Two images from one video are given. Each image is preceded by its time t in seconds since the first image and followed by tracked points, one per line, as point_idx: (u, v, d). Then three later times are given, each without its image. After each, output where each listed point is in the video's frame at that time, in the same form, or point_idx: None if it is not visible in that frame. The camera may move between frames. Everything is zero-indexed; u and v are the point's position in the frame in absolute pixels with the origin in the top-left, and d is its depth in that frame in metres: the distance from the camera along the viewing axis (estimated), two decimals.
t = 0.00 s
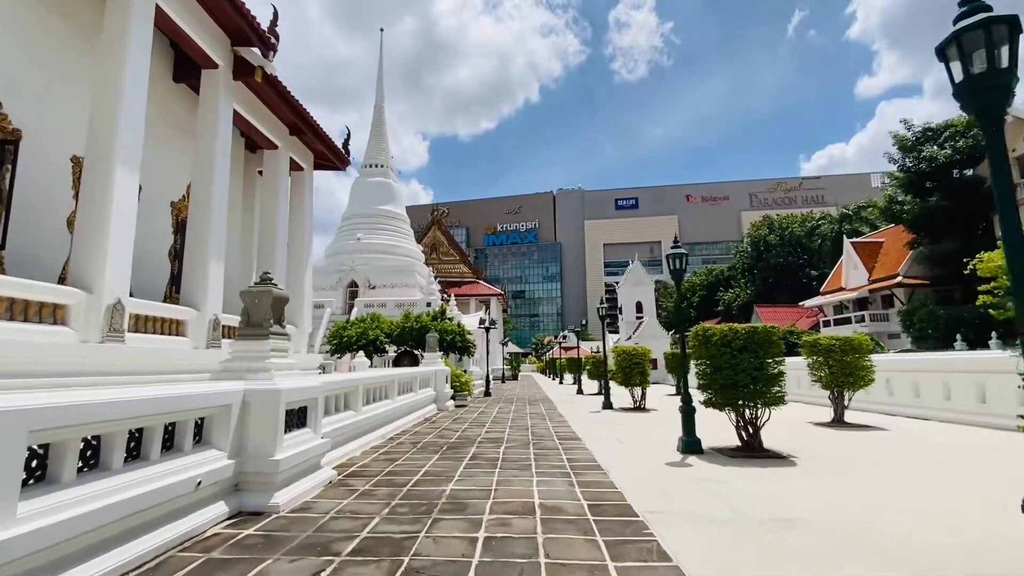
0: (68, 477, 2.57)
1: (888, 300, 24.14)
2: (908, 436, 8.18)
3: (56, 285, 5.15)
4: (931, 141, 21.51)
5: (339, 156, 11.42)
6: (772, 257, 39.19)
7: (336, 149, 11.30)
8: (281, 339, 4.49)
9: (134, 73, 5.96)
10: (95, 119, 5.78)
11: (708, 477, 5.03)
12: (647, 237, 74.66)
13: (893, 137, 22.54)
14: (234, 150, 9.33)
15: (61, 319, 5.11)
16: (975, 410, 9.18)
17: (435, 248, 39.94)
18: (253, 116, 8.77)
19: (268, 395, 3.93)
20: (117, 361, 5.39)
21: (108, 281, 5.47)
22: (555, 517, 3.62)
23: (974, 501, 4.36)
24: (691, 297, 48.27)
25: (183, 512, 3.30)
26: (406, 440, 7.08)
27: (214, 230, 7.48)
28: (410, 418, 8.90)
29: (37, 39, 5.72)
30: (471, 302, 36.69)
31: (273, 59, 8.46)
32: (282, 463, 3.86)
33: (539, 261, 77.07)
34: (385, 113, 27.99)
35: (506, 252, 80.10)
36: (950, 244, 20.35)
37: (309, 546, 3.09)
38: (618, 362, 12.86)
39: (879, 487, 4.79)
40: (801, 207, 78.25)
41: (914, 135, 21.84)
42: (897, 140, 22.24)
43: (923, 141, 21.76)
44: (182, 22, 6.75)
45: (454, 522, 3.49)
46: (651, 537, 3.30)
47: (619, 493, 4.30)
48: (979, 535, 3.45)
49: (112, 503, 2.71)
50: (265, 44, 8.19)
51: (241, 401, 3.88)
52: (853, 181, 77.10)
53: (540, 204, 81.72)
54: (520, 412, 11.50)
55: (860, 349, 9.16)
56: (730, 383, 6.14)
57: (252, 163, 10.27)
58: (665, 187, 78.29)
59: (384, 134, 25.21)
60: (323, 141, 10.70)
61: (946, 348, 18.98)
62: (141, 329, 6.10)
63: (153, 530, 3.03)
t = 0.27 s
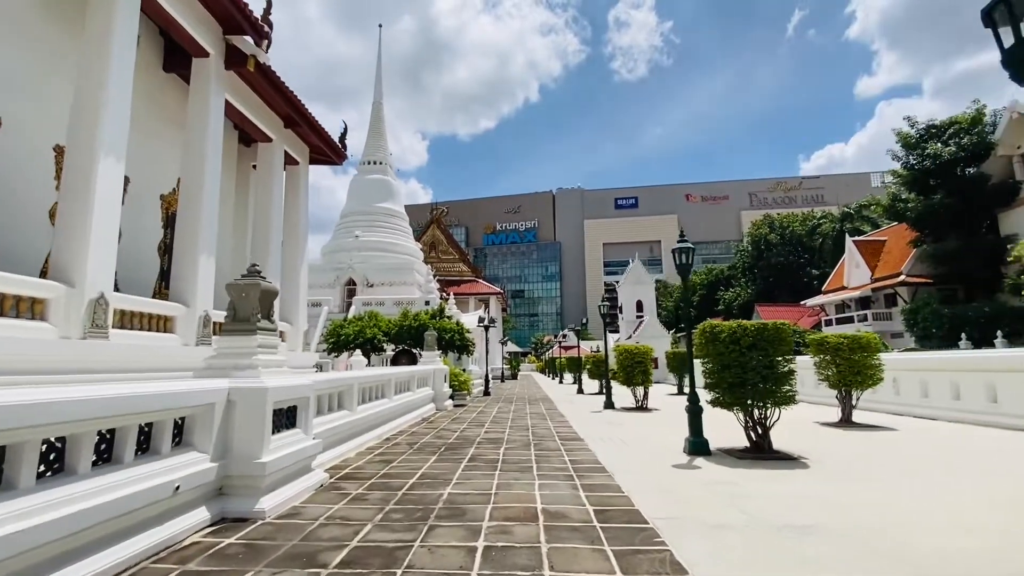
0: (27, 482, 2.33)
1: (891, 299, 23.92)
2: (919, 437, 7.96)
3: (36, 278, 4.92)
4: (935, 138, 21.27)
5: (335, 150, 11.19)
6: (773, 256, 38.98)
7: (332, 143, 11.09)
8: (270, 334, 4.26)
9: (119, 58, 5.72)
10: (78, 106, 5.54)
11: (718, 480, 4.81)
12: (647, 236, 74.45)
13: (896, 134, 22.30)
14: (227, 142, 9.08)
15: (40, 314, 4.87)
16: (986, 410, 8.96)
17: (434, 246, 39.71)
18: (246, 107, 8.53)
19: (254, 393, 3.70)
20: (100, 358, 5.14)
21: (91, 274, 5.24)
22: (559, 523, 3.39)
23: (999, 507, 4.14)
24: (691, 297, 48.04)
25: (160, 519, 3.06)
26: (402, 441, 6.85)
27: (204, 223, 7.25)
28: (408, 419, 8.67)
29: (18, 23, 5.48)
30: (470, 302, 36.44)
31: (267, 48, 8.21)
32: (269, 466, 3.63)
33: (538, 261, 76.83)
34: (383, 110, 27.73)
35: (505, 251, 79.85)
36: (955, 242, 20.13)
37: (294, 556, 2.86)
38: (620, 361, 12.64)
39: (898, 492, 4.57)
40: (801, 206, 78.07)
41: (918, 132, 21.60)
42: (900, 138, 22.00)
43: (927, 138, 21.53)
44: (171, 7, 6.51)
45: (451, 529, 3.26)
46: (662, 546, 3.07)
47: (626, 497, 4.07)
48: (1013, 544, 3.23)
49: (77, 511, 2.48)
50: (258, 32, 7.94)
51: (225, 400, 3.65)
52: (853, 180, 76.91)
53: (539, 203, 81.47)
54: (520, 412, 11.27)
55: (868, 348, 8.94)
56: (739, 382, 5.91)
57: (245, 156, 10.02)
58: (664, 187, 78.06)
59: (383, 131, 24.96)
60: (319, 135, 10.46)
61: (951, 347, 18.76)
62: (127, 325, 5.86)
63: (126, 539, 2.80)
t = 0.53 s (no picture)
0: None
1: (893, 299, 23.72)
2: (930, 440, 7.73)
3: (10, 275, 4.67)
4: (938, 137, 21.06)
5: (330, 146, 10.95)
6: (773, 256, 38.78)
7: (327, 138, 10.85)
8: (254, 334, 4.02)
9: (101, 45, 5.47)
10: (57, 95, 5.29)
11: (728, 489, 4.57)
12: (646, 236, 74.27)
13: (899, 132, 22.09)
14: (218, 136, 8.83)
15: (15, 313, 4.62)
16: (996, 413, 8.73)
17: (433, 245, 39.48)
18: (238, 100, 8.28)
19: (236, 397, 3.45)
20: (79, 359, 4.89)
21: (69, 271, 4.99)
22: (563, 539, 3.15)
23: None
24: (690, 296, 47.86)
25: (129, 535, 2.82)
26: (398, 445, 6.61)
27: (193, 219, 7.00)
28: (404, 421, 8.42)
29: None
30: (469, 301, 36.20)
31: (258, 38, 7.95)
32: (251, 476, 3.39)
33: (537, 260, 76.63)
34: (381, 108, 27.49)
35: (504, 251, 79.63)
36: (958, 241, 19.93)
37: None
38: (621, 362, 12.39)
39: (917, 501, 4.33)
40: (800, 206, 77.94)
41: (921, 130, 21.39)
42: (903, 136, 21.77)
43: (930, 137, 21.32)
44: None
45: (447, 545, 3.02)
46: (675, 564, 2.84)
47: (633, 509, 3.83)
48: None
49: (32, 530, 2.24)
50: (249, 22, 7.69)
51: (204, 406, 3.40)
52: (852, 181, 76.85)
53: (538, 202, 81.20)
54: (520, 413, 11.03)
55: (877, 348, 8.71)
56: (748, 385, 5.68)
57: (238, 151, 9.77)
58: (663, 186, 77.87)
59: (380, 129, 24.71)
60: (314, 130, 10.21)
61: (954, 347, 18.57)
62: (109, 325, 5.61)
63: (90, 559, 2.56)
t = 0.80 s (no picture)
0: None
1: (894, 298, 23.52)
2: (939, 440, 7.52)
3: None
4: (941, 134, 20.85)
5: (324, 138, 10.71)
6: (772, 255, 38.59)
7: (321, 131, 10.60)
8: (235, 329, 3.77)
9: (80, 26, 5.23)
10: (32, 78, 5.04)
11: (736, 492, 4.34)
12: (645, 235, 74.06)
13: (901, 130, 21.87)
14: (208, 127, 8.58)
15: None
16: (1005, 413, 8.52)
17: (431, 244, 39.22)
18: (228, 89, 8.03)
19: (213, 395, 3.22)
20: (53, 355, 4.64)
21: (43, 262, 4.74)
22: (564, 548, 2.92)
23: None
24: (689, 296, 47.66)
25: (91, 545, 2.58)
26: (391, 445, 6.37)
27: (179, 210, 6.76)
28: (398, 421, 8.18)
29: None
30: (467, 300, 35.95)
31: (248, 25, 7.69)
32: (228, 480, 3.15)
33: (536, 260, 76.39)
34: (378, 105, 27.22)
35: (503, 250, 79.35)
36: (960, 240, 19.74)
37: None
38: (620, 361, 12.18)
39: (936, 505, 4.11)
40: (799, 206, 77.83)
41: (923, 128, 21.19)
42: (905, 133, 21.54)
43: (932, 134, 21.12)
44: None
45: (438, 555, 2.79)
46: None
47: (637, 515, 3.59)
48: None
49: None
50: (239, 9, 7.43)
51: (178, 404, 3.16)
52: (851, 180, 76.77)
53: (537, 201, 80.94)
54: (518, 413, 10.80)
55: (883, 347, 8.49)
56: (755, 383, 5.44)
57: (229, 143, 9.52)
58: (662, 185, 77.67)
59: (377, 125, 24.45)
60: (307, 122, 9.96)
61: (957, 346, 18.39)
62: (87, 320, 5.35)
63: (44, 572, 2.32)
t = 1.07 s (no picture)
0: None
1: (896, 298, 23.32)
2: (948, 444, 7.29)
3: None
4: (942, 133, 20.66)
5: (318, 133, 10.44)
6: (772, 255, 38.40)
7: (315, 125, 10.35)
8: (210, 327, 3.52)
9: (55, 9, 4.96)
10: (4, 63, 4.78)
11: (745, 502, 4.11)
12: (643, 235, 73.87)
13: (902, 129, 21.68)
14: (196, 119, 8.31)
15: None
16: (1015, 415, 8.30)
17: (428, 243, 38.95)
18: (216, 80, 7.76)
19: (183, 399, 2.97)
20: (21, 355, 4.38)
21: (12, 256, 4.48)
22: (563, 567, 2.68)
23: None
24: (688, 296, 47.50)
25: (39, 567, 2.33)
26: (382, 449, 6.12)
27: (162, 203, 6.50)
28: (392, 423, 7.93)
29: None
30: (465, 299, 35.68)
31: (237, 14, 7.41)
32: (197, 492, 2.90)
33: (534, 259, 76.12)
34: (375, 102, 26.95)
35: (501, 249, 79.05)
36: (962, 240, 19.54)
37: None
38: (620, 361, 11.94)
39: (958, 516, 3.87)
40: (798, 206, 77.73)
41: (925, 127, 20.99)
42: (906, 132, 21.35)
43: (934, 133, 20.92)
44: None
45: None
46: None
47: (642, 527, 3.35)
48: None
49: None
50: None
51: (145, 408, 2.91)
52: (850, 181, 76.69)
53: (535, 201, 80.66)
54: (515, 415, 10.55)
55: (891, 347, 8.27)
56: (763, 386, 5.20)
57: (219, 136, 9.25)
58: (661, 185, 77.48)
59: (374, 122, 24.19)
60: (300, 115, 9.69)
61: (959, 347, 18.19)
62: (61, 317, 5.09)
63: None
